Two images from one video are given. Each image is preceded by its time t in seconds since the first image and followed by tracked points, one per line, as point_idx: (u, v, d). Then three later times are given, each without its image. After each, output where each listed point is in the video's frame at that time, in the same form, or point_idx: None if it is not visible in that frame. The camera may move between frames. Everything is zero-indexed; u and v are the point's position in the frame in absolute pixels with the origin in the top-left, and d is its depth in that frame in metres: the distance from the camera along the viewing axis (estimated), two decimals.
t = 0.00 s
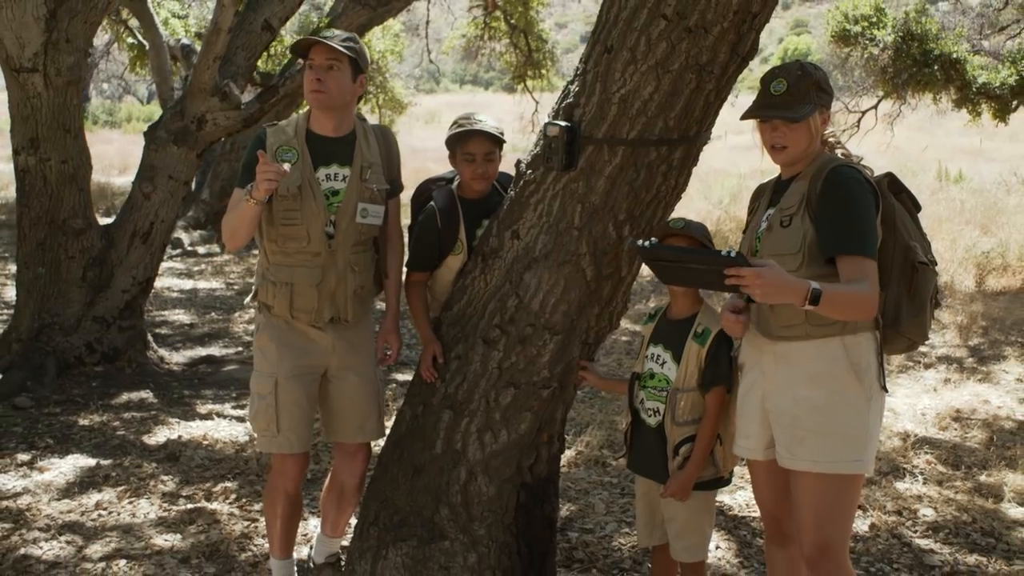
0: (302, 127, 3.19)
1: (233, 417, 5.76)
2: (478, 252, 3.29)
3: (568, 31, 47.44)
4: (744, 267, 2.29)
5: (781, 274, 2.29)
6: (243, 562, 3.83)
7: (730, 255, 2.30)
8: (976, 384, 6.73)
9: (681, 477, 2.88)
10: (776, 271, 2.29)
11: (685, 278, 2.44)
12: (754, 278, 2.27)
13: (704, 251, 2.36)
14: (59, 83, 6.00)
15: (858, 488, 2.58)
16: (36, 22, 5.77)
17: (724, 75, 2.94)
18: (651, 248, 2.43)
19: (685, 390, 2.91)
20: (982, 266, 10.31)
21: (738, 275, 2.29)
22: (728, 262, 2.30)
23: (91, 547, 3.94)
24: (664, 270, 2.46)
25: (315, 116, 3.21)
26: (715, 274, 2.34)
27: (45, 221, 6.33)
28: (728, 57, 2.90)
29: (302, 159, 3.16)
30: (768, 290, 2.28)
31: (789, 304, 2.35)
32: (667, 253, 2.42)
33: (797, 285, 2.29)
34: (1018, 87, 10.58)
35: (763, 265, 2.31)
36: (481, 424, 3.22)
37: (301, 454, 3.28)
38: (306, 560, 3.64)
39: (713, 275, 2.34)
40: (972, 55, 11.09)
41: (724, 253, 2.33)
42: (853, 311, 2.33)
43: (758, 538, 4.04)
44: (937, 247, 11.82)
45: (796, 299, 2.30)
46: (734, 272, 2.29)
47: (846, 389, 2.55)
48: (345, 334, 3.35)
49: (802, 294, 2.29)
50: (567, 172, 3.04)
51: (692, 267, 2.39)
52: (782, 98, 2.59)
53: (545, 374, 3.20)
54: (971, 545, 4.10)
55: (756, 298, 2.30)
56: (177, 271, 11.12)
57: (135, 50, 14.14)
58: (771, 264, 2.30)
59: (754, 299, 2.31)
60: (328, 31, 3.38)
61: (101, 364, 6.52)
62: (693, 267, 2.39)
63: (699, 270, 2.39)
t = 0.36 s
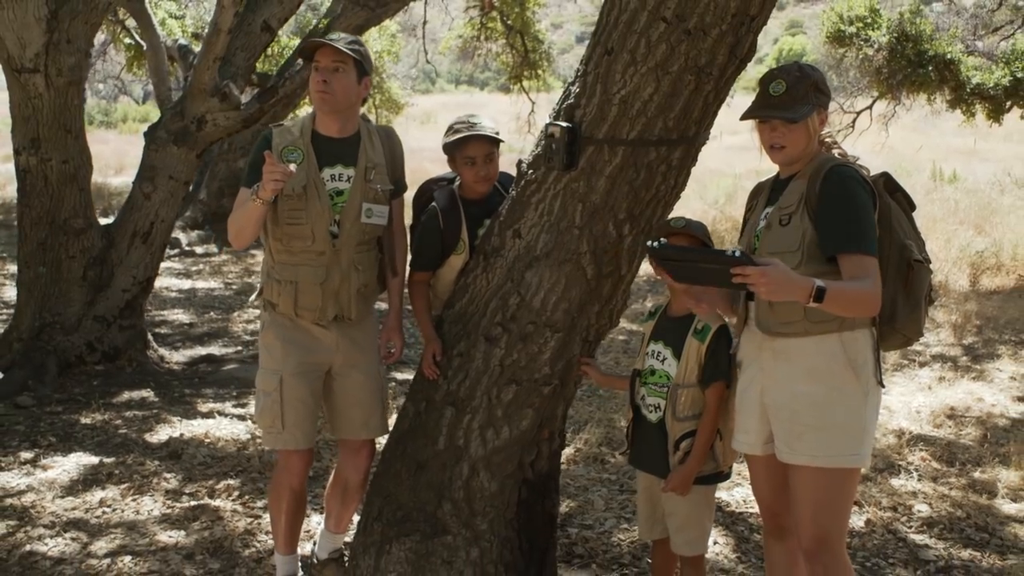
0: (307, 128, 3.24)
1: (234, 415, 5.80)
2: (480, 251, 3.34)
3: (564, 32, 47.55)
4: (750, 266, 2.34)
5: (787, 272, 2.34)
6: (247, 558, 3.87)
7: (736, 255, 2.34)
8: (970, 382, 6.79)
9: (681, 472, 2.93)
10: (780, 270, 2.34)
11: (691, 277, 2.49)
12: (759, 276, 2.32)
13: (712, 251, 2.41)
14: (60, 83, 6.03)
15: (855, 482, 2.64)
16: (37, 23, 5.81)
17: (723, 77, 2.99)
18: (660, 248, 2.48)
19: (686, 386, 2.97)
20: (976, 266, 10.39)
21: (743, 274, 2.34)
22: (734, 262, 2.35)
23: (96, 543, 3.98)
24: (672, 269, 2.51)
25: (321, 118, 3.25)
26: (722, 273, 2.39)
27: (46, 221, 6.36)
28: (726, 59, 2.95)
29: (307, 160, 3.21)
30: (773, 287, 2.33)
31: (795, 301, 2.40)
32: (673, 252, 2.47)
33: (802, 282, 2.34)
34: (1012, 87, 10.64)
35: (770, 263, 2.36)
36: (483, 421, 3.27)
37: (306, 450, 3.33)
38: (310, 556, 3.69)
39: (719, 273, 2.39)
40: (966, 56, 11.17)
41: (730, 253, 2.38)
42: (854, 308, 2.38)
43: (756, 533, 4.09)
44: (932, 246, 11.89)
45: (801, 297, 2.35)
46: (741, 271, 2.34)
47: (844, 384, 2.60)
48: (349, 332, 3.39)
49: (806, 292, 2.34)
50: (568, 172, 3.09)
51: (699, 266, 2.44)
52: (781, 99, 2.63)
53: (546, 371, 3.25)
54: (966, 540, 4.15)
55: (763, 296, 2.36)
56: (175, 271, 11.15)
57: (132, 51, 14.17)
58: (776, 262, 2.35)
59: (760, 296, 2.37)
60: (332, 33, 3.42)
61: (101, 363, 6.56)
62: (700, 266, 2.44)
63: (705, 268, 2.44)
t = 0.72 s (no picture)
0: (314, 130, 3.29)
1: (235, 414, 5.84)
2: (483, 251, 3.39)
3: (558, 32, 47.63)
4: (758, 264, 2.39)
5: (795, 271, 2.39)
6: (252, 554, 3.91)
7: (745, 253, 2.39)
8: (964, 380, 6.86)
9: (683, 467, 2.98)
10: (788, 268, 2.39)
11: (700, 274, 2.54)
12: (767, 274, 2.37)
13: (722, 248, 2.46)
14: (61, 84, 6.07)
15: (854, 477, 2.69)
16: (39, 24, 5.85)
17: (722, 80, 3.04)
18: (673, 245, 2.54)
19: (687, 382, 3.02)
20: (970, 265, 10.48)
21: (752, 272, 2.39)
22: (743, 260, 2.41)
23: (102, 540, 4.02)
24: (681, 264, 2.56)
25: (327, 120, 3.30)
26: (730, 270, 2.44)
27: (48, 222, 6.39)
28: (725, 62, 3.00)
29: (314, 161, 3.26)
30: (781, 286, 2.38)
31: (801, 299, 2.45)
32: (684, 249, 2.52)
33: (808, 281, 2.39)
34: (1004, 88, 10.80)
35: (777, 262, 2.41)
36: (486, 418, 3.32)
37: (312, 448, 3.38)
38: (314, 552, 3.74)
39: (728, 271, 2.44)
40: (960, 57, 11.26)
41: (738, 251, 2.43)
42: (857, 306, 2.44)
43: (754, 529, 4.14)
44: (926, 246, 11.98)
45: (808, 295, 2.41)
46: (751, 270, 2.39)
47: (844, 381, 2.66)
48: (354, 332, 3.44)
49: (813, 290, 2.40)
50: (570, 172, 3.14)
51: (709, 263, 2.49)
52: (782, 102, 2.68)
53: (549, 369, 3.30)
54: (960, 536, 4.21)
55: (771, 294, 2.41)
56: (173, 271, 11.18)
57: (129, 51, 14.19)
58: (783, 260, 2.40)
59: (769, 294, 2.42)
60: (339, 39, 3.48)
61: (102, 362, 6.59)
62: (709, 264, 2.49)
63: (713, 266, 2.49)
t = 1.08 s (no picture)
0: (317, 129, 3.33)
1: (234, 411, 5.87)
2: (484, 249, 3.43)
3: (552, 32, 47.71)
4: (760, 260, 2.42)
5: (796, 267, 2.43)
6: (254, 549, 3.93)
7: (747, 249, 2.43)
8: (957, 378, 6.92)
9: (681, 461, 3.02)
10: (790, 264, 2.42)
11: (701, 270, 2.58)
12: (769, 270, 2.41)
13: (725, 244, 2.50)
14: (60, 83, 6.08)
15: (850, 471, 2.74)
16: (38, 23, 5.86)
17: (721, 80, 3.08)
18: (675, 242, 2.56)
19: (686, 377, 3.06)
20: (962, 264, 10.56)
21: (754, 267, 2.43)
22: (745, 256, 2.44)
23: (104, 536, 4.03)
24: (683, 260, 2.59)
25: (331, 120, 3.34)
26: (733, 266, 2.48)
27: (46, 220, 6.41)
28: (724, 62, 3.04)
29: (317, 160, 3.29)
30: (782, 281, 2.42)
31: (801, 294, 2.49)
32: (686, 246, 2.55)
33: (809, 277, 2.43)
34: (995, 88, 10.87)
35: (779, 258, 2.45)
36: (487, 414, 3.35)
37: (314, 444, 3.41)
38: (316, 548, 3.77)
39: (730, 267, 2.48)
40: (952, 57, 11.33)
41: (741, 247, 2.47)
42: (855, 302, 2.48)
43: (751, 524, 4.19)
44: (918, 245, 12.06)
45: (809, 291, 2.44)
46: (753, 265, 2.43)
47: (841, 376, 2.70)
48: (356, 329, 3.48)
49: (814, 286, 2.44)
50: (571, 171, 3.18)
51: (711, 259, 2.53)
52: (781, 101, 2.73)
53: (549, 365, 3.34)
54: (954, 530, 4.26)
55: (773, 289, 2.44)
56: (169, 270, 11.19)
57: (124, 50, 14.20)
58: (785, 256, 2.44)
59: (770, 289, 2.45)
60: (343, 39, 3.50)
61: (100, 361, 6.61)
62: (711, 260, 2.53)
63: (715, 262, 2.52)
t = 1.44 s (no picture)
0: (318, 132, 3.37)
1: (229, 412, 5.89)
2: (481, 249, 3.47)
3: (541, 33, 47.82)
4: (756, 259, 2.47)
5: (792, 265, 2.48)
6: (252, 549, 3.95)
7: (744, 248, 2.48)
8: (946, 376, 7.00)
9: (677, 457, 3.07)
10: (786, 263, 2.47)
11: (697, 271, 2.62)
12: (766, 269, 2.46)
13: (722, 244, 2.54)
14: (54, 85, 6.08)
15: (843, 466, 2.79)
16: (31, 25, 5.87)
17: (716, 82, 3.12)
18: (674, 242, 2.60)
19: (681, 375, 3.11)
20: (950, 264, 10.65)
21: (751, 266, 2.48)
22: (742, 255, 2.49)
23: (102, 536, 4.05)
24: (680, 260, 2.63)
25: (331, 124, 3.38)
26: (730, 266, 2.52)
27: (40, 222, 6.40)
28: (719, 65, 3.09)
29: (318, 162, 3.34)
30: (778, 280, 2.47)
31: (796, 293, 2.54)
32: (684, 247, 2.59)
33: (805, 276, 2.48)
34: (983, 89, 11.03)
35: (775, 257, 2.49)
36: (485, 412, 3.39)
37: (314, 444, 3.44)
38: (314, 547, 3.80)
39: (727, 266, 2.52)
40: (939, 58, 11.45)
41: (738, 246, 2.51)
42: (849, 301, 2.53)
43: (744, 521, 4.24)
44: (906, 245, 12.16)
45: (804, 289, 2.49)
46: (749, 264, 2.47)
47: (833, 374, 2.75)
48: (355, 331, 3.51)
49: (809, 285, 2.49)
50: (568, 172, 3.22)
51: (708, 259, 2.57)
52: (776, 102, 2.78)
53: (546, 364, 3.38)
54: (945, 526, 4.32)
55: (769, 288, 2.49)
56: (161, 271, 11.19)
57: (114, 51, 14.19)
58: (781, 256, 2.48)
59: (766, 288, 2.50)
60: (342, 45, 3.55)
61: (94, 362, 6.62)
62: (708, 260, 2.57)
63: (713, 262, 2.56)
